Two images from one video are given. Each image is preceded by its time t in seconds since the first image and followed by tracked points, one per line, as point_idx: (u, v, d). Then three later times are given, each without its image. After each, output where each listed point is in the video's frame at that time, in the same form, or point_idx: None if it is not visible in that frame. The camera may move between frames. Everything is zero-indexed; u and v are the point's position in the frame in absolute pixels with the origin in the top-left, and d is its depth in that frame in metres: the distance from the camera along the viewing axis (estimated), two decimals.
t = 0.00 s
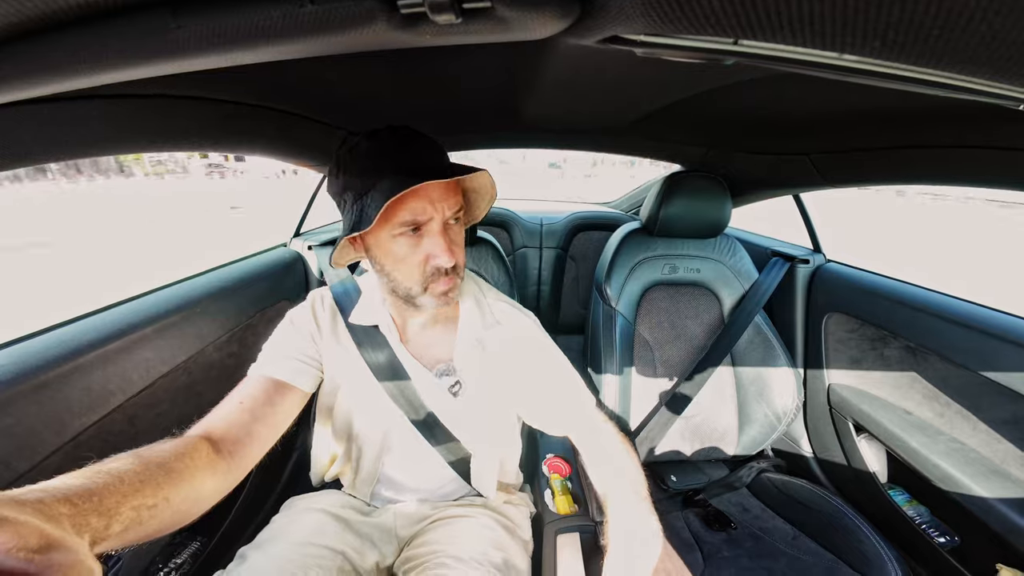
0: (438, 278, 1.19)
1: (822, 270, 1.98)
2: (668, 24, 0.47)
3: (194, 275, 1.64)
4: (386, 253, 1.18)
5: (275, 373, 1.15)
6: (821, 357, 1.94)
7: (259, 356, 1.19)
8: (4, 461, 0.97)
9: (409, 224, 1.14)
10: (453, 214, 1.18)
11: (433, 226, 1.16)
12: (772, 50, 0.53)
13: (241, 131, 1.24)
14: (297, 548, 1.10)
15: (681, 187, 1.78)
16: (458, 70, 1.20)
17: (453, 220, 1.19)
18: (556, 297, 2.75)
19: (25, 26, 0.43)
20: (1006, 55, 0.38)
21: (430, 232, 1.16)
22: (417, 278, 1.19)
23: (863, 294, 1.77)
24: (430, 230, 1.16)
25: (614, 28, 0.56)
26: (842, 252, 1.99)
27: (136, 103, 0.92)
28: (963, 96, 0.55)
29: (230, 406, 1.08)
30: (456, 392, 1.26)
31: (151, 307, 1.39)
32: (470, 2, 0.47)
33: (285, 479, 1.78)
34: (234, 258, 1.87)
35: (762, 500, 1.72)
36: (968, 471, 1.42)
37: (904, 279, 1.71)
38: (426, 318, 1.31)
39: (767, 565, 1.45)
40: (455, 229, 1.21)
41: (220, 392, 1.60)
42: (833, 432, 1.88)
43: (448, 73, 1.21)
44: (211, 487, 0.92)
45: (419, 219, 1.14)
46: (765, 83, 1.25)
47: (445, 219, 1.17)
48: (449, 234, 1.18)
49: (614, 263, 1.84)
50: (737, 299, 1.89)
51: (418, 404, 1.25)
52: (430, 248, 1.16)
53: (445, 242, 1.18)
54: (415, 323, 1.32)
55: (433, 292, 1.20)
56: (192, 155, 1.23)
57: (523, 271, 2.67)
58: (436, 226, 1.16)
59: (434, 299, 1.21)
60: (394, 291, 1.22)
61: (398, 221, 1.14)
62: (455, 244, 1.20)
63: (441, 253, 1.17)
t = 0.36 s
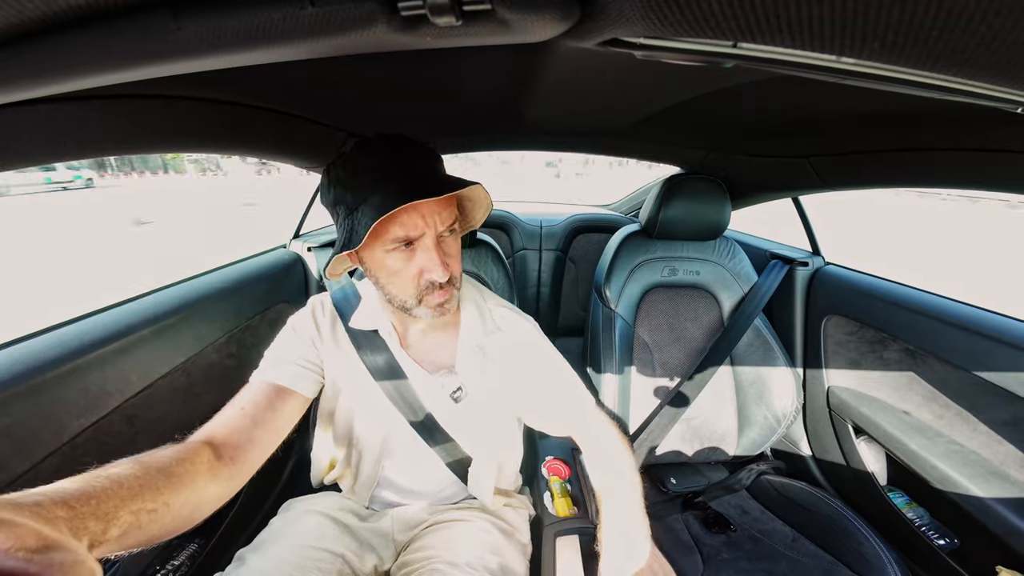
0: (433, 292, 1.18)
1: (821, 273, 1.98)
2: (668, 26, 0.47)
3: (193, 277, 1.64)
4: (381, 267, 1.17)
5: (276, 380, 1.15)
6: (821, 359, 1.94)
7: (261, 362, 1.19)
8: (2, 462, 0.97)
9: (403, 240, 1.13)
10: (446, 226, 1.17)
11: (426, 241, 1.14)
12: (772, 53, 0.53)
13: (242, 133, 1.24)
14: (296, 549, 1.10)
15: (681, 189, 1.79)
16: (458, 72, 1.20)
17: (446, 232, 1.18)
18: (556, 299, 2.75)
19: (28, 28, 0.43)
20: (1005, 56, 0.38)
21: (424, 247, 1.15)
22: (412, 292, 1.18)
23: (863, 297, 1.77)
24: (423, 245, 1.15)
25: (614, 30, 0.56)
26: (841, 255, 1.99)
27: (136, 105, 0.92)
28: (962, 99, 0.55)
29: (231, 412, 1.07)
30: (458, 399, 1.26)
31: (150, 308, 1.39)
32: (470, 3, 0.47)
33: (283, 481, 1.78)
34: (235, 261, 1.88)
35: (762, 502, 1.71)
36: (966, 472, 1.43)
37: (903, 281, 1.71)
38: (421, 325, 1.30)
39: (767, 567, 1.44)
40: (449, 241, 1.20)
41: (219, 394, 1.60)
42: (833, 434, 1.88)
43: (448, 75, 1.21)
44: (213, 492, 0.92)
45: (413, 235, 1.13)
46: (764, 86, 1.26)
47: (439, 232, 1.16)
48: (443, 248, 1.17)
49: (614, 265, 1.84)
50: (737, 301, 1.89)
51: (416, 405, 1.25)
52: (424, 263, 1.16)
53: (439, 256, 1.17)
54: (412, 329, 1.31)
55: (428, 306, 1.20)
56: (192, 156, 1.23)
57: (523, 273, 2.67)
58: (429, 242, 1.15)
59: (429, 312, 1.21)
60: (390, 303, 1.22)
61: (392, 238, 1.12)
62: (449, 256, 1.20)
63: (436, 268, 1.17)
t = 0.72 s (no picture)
0: (393, 275, 1.23)
1: (820, 273, 1.98)
2: (668, 26, 0.47)
3: (190, 276, 1.63)
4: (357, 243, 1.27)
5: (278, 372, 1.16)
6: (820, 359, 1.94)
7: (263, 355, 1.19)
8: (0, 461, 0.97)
9: (370, 217, 1.21)
10: (414, 216, 1.21)
11: (388, 223, 1.20)
12: (773, 55, 0.53)
13: (242, 132, 1.24)
14: (295, 548, 1.10)
15: (680, 189, 1.79)
16: (458, 72, 1.20)
17: (416, 222, 1.22)
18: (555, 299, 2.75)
19: (30, 28, 0.44)
20: (1004, 57, 0.38)
21: (388, 229, 1.21)
22: (376, 271, 1.25)
23: (861, 297, 1.77)
24: (386, 227, 1.21)
25: (614, 30, 0.56)
26: (840, 255, 1.99)
27: (136, 104, 0.92)
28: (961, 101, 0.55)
29: (233, 405, 1.08)
30: (459, 393, 1.26)
31: (149, 307, 1.39)
32: (471, 4, 0.47)
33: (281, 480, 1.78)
34: (233, 260, 1.88)
35: (760, 502, 1.71)
36: (963, 473, 1.43)
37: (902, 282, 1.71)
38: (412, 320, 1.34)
39: (765, 567, 1.44)
40: (420, 232, 1.23)
41: (218, 393, 1.59)
42: (831, 434, 1.88)
43: (448, 74, 1.21)
44: (210, 489, 0.92)
45: (378, 214, 1.20)
46: (764, 86, 1.26)
47: (404, 219, 1.20)
48: (406, 236, 1.21)
49: (614, 266, 1.83)
50: (737, 301, 1.89)
51: (417, 405, 1.26)
52: (387, 245, 1.21)
53: (402, 242, 1.21)
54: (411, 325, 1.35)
55: (388, 288, 1.25)
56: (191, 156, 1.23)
57: (522, 273, 2.67)
58: (392, 224, 1.20)
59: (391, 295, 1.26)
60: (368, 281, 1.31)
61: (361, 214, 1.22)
62: (416, 247, 1.22)
63: (397, 252, 1.21)
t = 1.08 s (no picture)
0: (417, 236, 1.34)
1: (822, 268, 1.98)
2: (676, 16, 0.46)
3: (193, 262, 1.64)
4: (387, 210, 1.39)
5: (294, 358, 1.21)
6: (818, 353, 1.95)
7: (286, 333, 1.26)
8: (4, 444, 0.98)
9: (404, 181, 1.36)
10: (444, 184, 1.36)
11: (421, 186, 1.35)
12: (782, 45, 0.52)
13: (243, 117, 1.23)
14: (294, 537, 1.12)
15: (684, 181, 1.77)
16: (462, 58, 1.19)
17: (444, 190, 1.36)
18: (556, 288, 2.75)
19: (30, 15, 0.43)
20: (1020, 57, 0.37)
21: (419, 192, 1.35)
22: (401, 232, 1.35)
23: (862, 293, 1.77)
24: (419, 191, 1.35)
25: (621, 19, 0.55)
26: (842, 250, 1.99)
27: (136, 86, 0.91)
28: (973, 95, 0.55)
29: (254, 375, 1.13)
30: (464, 363, 1.33)
31: (150, 292, 1.39)
32: None
33: (284, 465, 1.79)
34: (235, 245, 1.87)
35: (754, 495, 1.73)
36: (956, 469, 1.46)
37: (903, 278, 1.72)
38: (424, 291, 1.42)
39: (755, 557, 1.47)
40: (445, 200, 1.37)
41: (219, 377, 1.60)
42: (825, 427, 1.90)
43: (451, 61, 1.20)
44: (209, 465, 0.90)
45: (411, 180, 1.35)
46: (772, 78, 1.24)
47: (435, 184, 1.35)
48: (434, 200, 1.35)
49: (614, 257, 1.84)
50: (737, 294, 1.89)
51: (428, 390, 1.31)
52: (417, 207, 1.35)
53: (430, 206, 1.35)
54: (421, 300, 1.43)
55: (411, 248, 1.34)
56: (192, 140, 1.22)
57: (523, 262, 2.67)
58: (423, 188, 1.35)
59: (411, 255, 1.34)
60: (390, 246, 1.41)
61: (396, 178, 1.36)
62: (442, 212, 1.36)
63: (426, 214, 1.35)
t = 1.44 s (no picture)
0: (429, 244, 1.34)
1: (823, 267, 1.98)
2: (674, 17, 0.47)
3: (195, 263, 1.64)
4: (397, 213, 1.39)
5: (297, 356, 1.21)
6: (819, 352, 1.95)
7: (289, 333, 1.26)
8: (6, 448, 0.98)
9: (416, 188, 1.34)
10: (455, 191, 1.35)
11: (432, 194, 1.34)
12: (782, 45, 0.52)
13: (243, 120, 1.23)
14: (296, 538, 1.12)
15: (685, 181, 1.77)
16: (462, 60, 1.19)
17: (455, 198, 1.36)
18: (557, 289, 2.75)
19: (31, 17, 0.43)
20: (1019, 55, 0.37)
21: (431, 200, 1.35)
22: (412, 239, 1.36)
23: (863, 292, 1.77)
24: (431, 199, 1.34)
25: (620, 19, 0.55)
26: (843, 248, 1.99)
27: (137, 89, 0.91)
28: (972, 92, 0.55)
29: (257, 375, 1.13)
30: (468, 363, 1.33)
31: (152, 294, 1.39)
32: None
33: (286, 467, 1.79)
34: (236, 247, 1.87)
35: (756, 494, 1.73)
36: (959, 467, 1.45)
37: (905, 277, 1.71)
38: (429, 292, 1.42)
39: (758, 557, 1.47)
40: (456, 208, 1.37)
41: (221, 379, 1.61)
42: (827, 427, 1.90)
43: (451, 63, 1.20)
44: (213, 460, 0.89)
45: (423, 187, 1.34)
46: (772, 78, 1.24)
47: (446, 193, 1.35)
48: (446, 208, 1.35)
49: (614, 257, 1.83)
50: (738, 294, 1.89)
51: (431, 390, 1.31)
52: (429, 215, 1.35)
53: (441, 214, 1.35)
54: (425, 300, 1.43)
55: (423, 255, 1.35)
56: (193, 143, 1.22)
57: (523, 263, 2.67)
58: (435, 196, 1.34)
59: (422, 262, 1.35)
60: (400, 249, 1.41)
61: (406, 184, 1.35)
62: (453, 220, 1.36)
63: (437, 222, 1.35)
